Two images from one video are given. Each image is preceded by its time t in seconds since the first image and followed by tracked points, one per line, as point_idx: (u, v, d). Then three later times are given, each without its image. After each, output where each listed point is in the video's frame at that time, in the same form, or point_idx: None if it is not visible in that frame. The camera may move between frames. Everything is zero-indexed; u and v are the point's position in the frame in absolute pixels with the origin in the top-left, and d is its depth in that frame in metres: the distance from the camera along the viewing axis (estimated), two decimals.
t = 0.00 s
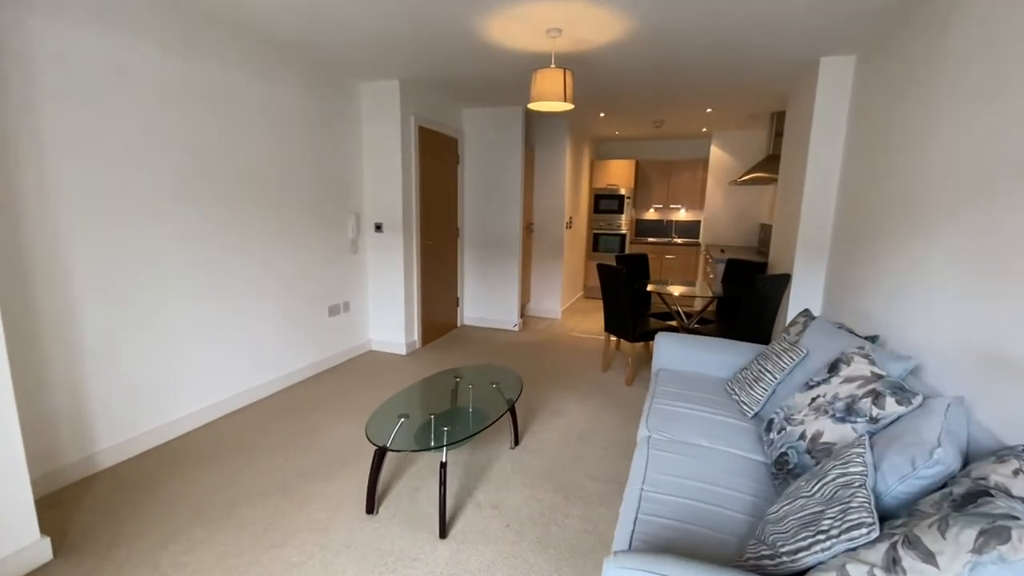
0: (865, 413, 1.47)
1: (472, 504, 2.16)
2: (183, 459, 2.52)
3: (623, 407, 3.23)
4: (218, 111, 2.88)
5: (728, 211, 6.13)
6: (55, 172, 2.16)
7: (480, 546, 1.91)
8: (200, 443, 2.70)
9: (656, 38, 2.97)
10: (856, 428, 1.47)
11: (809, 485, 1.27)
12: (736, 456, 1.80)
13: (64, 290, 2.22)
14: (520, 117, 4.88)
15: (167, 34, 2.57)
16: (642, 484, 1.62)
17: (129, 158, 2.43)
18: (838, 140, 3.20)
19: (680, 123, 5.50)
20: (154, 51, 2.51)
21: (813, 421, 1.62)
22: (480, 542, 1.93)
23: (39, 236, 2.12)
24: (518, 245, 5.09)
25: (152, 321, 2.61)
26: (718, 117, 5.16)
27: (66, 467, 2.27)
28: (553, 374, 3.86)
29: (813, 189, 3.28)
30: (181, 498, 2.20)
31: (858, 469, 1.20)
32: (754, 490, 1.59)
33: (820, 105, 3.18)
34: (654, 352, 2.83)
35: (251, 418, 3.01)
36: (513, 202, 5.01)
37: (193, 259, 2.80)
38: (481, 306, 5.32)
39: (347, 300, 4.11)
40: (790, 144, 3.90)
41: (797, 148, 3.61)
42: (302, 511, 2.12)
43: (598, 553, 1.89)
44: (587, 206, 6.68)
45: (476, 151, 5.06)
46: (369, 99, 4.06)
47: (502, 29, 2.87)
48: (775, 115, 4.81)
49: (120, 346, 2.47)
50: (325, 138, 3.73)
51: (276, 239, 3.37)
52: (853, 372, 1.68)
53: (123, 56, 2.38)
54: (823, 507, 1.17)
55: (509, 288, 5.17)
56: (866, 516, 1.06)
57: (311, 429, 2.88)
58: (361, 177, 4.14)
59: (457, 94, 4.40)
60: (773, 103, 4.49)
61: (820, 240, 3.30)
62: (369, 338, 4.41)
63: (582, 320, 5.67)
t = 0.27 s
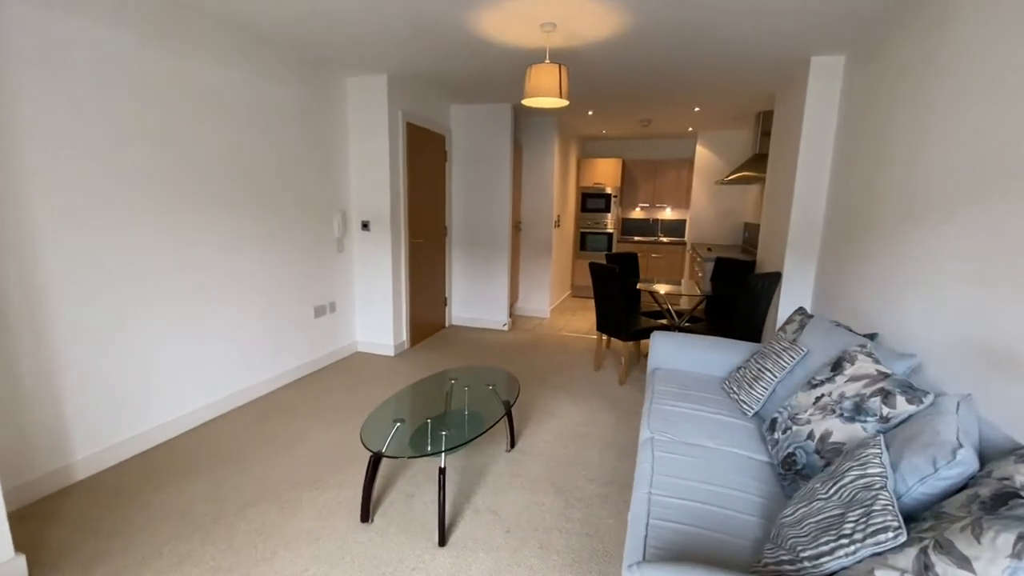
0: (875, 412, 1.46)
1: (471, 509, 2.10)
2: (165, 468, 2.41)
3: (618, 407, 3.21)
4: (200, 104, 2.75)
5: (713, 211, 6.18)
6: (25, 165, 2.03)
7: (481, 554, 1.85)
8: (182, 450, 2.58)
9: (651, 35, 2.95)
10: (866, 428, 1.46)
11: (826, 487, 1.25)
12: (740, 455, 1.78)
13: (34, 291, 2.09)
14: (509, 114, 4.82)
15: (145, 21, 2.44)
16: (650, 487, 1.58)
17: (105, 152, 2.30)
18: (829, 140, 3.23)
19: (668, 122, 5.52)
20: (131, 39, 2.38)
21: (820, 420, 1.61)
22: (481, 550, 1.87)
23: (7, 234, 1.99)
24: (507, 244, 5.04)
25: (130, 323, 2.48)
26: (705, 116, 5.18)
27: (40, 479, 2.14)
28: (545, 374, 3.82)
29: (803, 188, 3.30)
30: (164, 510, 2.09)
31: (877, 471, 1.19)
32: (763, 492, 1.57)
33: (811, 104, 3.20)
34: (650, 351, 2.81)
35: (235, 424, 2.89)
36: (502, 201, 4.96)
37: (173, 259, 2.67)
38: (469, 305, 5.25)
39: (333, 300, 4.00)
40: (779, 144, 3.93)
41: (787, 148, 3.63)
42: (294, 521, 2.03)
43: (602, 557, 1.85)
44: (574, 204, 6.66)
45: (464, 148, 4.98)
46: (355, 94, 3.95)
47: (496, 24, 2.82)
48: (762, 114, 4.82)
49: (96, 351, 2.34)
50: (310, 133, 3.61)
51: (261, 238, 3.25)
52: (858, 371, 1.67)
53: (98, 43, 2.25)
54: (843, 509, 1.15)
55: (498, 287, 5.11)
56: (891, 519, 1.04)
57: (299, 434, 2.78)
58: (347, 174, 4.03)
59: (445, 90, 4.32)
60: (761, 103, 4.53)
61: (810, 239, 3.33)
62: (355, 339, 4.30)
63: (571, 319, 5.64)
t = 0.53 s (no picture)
0: (874, 408, 1.46)
1: (464, 514, 2.05)
2: (139, 477, 2.29)
3: (608, 405, 3.19)
4: (174, 95, 2.63)
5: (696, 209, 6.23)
6: None
7: (476, 559, 1.80)
8: (158, 458, 2.47)
9: (640, 31, 2.94)
10: (865, 424, 1.45)
11: (831, 485, 1.24)
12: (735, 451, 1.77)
13: None
14: (494, 111, 4.76)
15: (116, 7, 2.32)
16: (650, 488, 1.56)
17: (72, 144, 2.18)
18: (813, 138, 3.26)
19: (652, 121, 5.53)
20: (101, 26, 2.26)
21: (818, 417, 1.60)
22: (476, 555, 1.82)
23: None
24: (492, 242, 4.98)
25: (100, 325, 2.36)
26: (689, 115, 5.21)
27: (4, 491, 2.02)
28: (534, 373, 3.78)
29: (789, 186, 3.33)
30: (139, 522, 1.98)
31: (884, 468, 1.18)
32: (763, 490, 1.56)
33: (797, 103, 3.24)
34: (640, 349, 2.79)
35: (214, 430, 2.78)
36: (487, 199, 4.90)
37: (146, 256, 2.55)
38: (454, 304, 5.19)
39: (316, 300, 3.89)
40: (763, 143, 3.97)
41: (771, 146, 3.67)
42: (279, 530, 1.95)
43: (599, 560, 1.81)
44: (559, 203, 6.64)
45: (449, 145, 4.91)
46: (337, 89, 3.85)
47: (484, 17, 2.76)
48: (744, 114, 4.89)
49: (64, 354, 2.22)
50: (291, 128, 3.50)
51: (239, 236, 3.13)
52: (854, 367, 1.68)
53: (65, 29, 2.12)
54: (851, 508, 1.13)
55: (484, 286, 5.06)
56: (902, 517, 1.03)
57: (282, 439, 2.68)
58: (329, 170, 3.93)
59: (430, 85, 4.25)
60: (744, 102, 4.57)
61: (796, 237, 3.36)
62: (338, 340, 4.20)
63: (557, 317, 5.61)
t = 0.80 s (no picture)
0: (886, 412, 1.42)
1: (459, 521, 1.97)
2: (114, 487, 2.17)
3: (602, 407, 3.14)
4: (154, 85, 2.51)
5: (686, 208, 6.22)
6: None
7: (473, 570, 1.73)
8: (134, 466, 2.35)
9: (636, 27, 2.89)
10: (877, 428, 1.42)
11: (848, 493, 1.20)
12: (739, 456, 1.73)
13: None
14: (485, 107, 4.68)
15: None
16: (656, 495, 1.50)
17: (41, 134, 2.05)
18: (808, 137, 3.24)
19: (644, 120, 5.50)
20: (73, 9, 2.13)
21: (826, 420, 1.56)
22: (473, 566, 1.75)
23: None
24: (483, 241, 4.91)
25: (70, 327, 2.23)
26: (681, 114, 5.19)
27: None
28: (526, 374, 3.72)
29: (784, 186, 3.31)
30: (113, 535, 1.87)
31: (903, 475, 1.14)
32: (772, 496, 1.51)
33: (792, 102, 3.22)
34: (636, 349, 2.74)
35: (194, 436, 2.66)
36: (478, 197, 4.82)
37: (123, 254, 2.42)
38: (444, 304, 5.10)
39: (302, 299, 3.77)
40: (756, 142, 3.96)
41: (765, 146, 3.65)
42: (264, 542, 1.86)
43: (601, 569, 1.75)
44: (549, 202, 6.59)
45: (438, 142, 4.83)
46: (324, 82, 3.74)
47: (477, 9, 2.69)
48: (736, 113, 4.89)
49: (31, 357, 2.10)
50: (276, 121, 3.39)
51: (222, 233, 3.01)
52: (861, 369, 1.64)
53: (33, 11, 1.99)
54: (872, 517, 1.09)
55: (474, 285, 4.98)
56: (927, 527, 0.99)
57: (267, 444, 2.58)
58: (316, 166, 3.82)
59: (420, 80, 4.15)
60: (736, 101, 4.56)
61: (790, 236, 3.34)
62: (325, 340, 4.09)
63: (548, 317, 5.56)
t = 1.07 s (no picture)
0: (920, 427, 1.34)
1: (461, 536, 1.88)
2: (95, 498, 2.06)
3: (606, 413, 3.05)
4: (141, 74, 2.39)
5: (687, 210, 6.15)
6: None
7: None
8: (117, 475, 2.24)
9: (645, 23, 2.81)
10: (911, 444, 1.34)
11: (888, 517, 1.11)
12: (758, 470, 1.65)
13: None
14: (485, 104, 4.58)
15: None
16: (674, 514, 1.41)
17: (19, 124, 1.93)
18: (818, 138, 3.17)
19: (646, 119, 5.42)
20: None
21: (853, 434, 1.48)
22: None
23: None
24: (482, 241, 4.80)
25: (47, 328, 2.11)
26: (684, 114, 5.11)
27: None
28: (527, 377, 3.63)
29: (793, 188, 3.23)
30: (92, 551, 1.76)
31: (951, 500, 1.05)
32: (796, 515, 1.43)
33: (802, 101, 3.14)
34: (643, 354, 2.66)
35: (181, 443, 2.55)
36: (478, 195, 4.72)
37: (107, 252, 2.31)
38: (441, 305, 5.00)
39: (295, 299, 3.66)
40: (762, 143, 3.88)
41: (774, 146, 3.57)
42: (254, 558, 1.75)
43: None
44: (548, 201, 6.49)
45: (437, 139, 4.72)
46: (321, 75, 3.62)
47: None
48: (739, 114, 4.83)
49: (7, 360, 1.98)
50: (271, 115, 3.26)
51: (214, 230, 2.89)
52: (888, 380, 1.56)
53: None
54: (918, 546, 1.01)
55: (472, 286, 4.88)
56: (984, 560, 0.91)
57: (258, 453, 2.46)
58: (312, 162, 3.70)
59: (420, 74, 4.04)
60: (741, 101, 4.49)
61: (799, 239, 3.26)
62: (320, 341, 3.98)
63: (546, 319, 5.47)
